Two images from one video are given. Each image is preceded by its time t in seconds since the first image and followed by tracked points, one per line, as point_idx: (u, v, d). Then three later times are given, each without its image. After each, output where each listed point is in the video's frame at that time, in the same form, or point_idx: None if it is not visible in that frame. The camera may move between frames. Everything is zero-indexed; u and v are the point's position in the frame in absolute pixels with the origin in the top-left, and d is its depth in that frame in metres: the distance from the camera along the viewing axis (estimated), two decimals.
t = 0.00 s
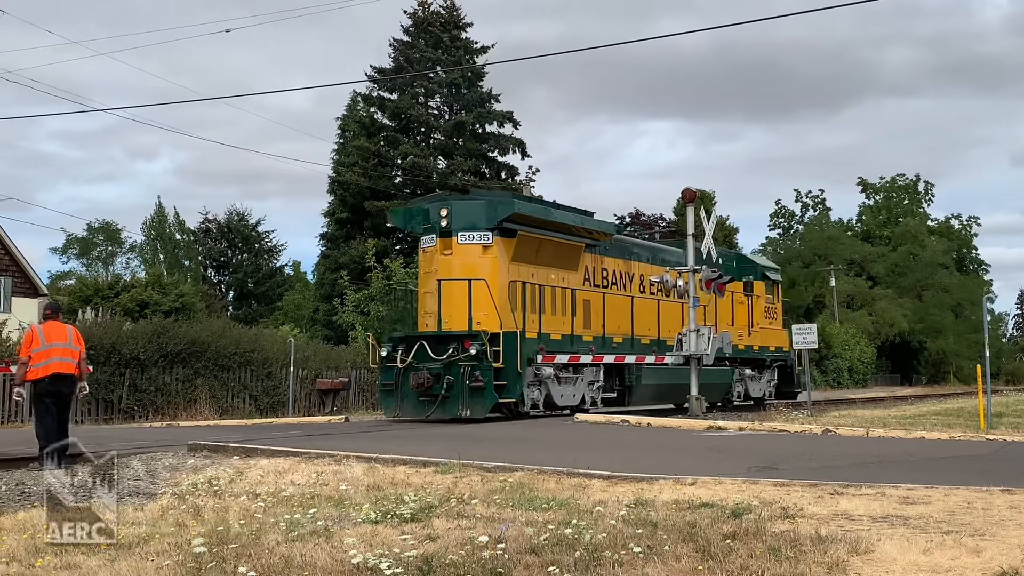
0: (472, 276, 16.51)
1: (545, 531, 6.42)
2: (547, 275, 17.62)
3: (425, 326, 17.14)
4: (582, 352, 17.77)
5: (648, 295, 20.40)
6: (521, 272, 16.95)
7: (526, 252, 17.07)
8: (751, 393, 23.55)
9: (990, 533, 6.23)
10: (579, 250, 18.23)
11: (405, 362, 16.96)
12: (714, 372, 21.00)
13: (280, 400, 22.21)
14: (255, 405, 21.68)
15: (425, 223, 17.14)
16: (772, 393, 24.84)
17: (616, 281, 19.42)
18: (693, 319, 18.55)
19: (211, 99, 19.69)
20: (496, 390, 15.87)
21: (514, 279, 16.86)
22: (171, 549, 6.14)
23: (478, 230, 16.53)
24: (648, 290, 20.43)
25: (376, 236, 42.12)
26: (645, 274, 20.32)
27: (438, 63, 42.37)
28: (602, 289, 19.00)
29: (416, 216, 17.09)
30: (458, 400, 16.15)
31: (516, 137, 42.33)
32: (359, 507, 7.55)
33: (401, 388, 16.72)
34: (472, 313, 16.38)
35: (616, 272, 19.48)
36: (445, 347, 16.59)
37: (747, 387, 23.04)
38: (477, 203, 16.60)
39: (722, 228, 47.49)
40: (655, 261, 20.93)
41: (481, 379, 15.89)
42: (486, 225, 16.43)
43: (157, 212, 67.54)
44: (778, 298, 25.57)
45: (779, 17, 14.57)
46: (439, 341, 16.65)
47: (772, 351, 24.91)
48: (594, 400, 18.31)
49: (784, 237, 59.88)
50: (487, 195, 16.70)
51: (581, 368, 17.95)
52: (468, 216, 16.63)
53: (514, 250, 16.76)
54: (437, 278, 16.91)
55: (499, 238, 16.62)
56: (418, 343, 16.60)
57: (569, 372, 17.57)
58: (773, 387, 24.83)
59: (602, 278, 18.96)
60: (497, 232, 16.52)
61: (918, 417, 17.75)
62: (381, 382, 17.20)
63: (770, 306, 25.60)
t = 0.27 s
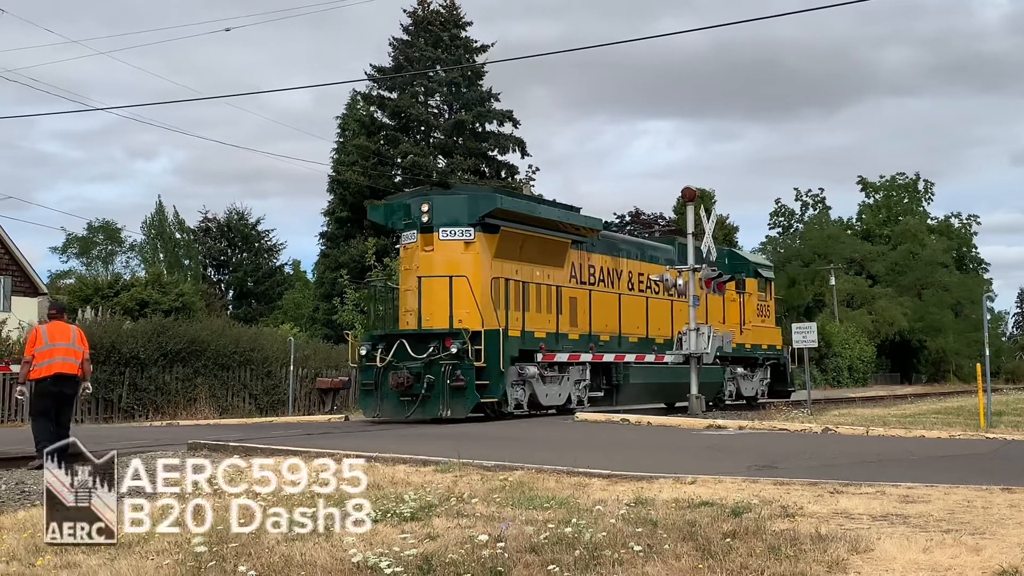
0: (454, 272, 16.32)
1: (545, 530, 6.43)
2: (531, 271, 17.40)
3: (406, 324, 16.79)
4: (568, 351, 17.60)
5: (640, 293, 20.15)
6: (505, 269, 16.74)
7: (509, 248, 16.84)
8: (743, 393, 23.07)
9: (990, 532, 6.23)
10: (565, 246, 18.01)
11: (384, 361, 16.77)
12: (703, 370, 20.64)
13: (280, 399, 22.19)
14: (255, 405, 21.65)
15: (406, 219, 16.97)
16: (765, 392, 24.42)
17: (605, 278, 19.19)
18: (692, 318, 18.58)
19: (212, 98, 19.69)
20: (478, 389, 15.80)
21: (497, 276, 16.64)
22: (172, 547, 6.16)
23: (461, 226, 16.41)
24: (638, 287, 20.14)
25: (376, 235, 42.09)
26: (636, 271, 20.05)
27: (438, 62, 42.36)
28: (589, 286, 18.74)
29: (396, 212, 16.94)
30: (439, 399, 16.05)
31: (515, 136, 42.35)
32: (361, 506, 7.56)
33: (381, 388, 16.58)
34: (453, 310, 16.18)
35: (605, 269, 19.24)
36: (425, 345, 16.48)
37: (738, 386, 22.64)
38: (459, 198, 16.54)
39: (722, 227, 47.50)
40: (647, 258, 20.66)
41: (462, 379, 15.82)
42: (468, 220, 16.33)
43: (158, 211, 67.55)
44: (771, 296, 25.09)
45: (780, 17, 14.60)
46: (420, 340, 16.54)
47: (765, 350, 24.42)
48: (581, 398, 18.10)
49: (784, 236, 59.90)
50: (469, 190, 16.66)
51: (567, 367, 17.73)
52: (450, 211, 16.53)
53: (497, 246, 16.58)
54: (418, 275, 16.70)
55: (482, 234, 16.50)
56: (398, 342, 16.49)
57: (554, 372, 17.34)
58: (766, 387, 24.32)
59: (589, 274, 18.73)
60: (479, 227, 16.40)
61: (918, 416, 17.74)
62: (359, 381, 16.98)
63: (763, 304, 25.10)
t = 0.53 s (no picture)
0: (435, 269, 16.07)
1: (545, 529, 6.42)
2: (515, 269, 17.12)
3: (387, 322, 16.63)
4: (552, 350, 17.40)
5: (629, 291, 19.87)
6: (487, 266, 16.46)
7: (492, 245, 16.58)
8: (735, 392, 22.86)
9: (991, 531, 6.23)
10: (551, 243, 17.73)
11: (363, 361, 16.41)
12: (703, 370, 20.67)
13: (280, 398, 22.19)
14: (255, 404, 21.64)
15: (387, 214, 16.72)
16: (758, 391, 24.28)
17: (594, 276, 18.91)
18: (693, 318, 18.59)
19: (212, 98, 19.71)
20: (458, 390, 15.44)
21: (479, 273, 16.39)
22: (172, 547, 6.16)
23: (442, 222, 16.17)
24: (627, 285, 19.84)
25: (376, 235, 42.06)
26: (626, 269, 19.76)
27: (437, 61, 42.37)
28: (575, 283, 18.47)
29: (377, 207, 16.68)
30: (418, 400, 15.66)
31: (515, 135, 42.35)
32: (361, 506, 7.55)
33: (360, 388, 16.19)
34: (434, 309, 15.95)
35: (593, 267, 18.96)
36: (404, 345, 16.11)
37: (730, 386, 22.47)
38: (440, 193, 16.28)
39: (723, 226, 47.47)
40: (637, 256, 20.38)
41: (443, 379, 15.47)
42: (449, 216, 16.07)
43: (158, 211, 67.51)
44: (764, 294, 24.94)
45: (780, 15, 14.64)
46: (399, 340, 16.19)
47: (757, 349, 24.19)
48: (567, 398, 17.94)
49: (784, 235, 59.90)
50: (451, 185, 16.38)
51: (552, 367, 17.61)
52: (431, 207, 16.28)
53: (479, 243, 16.31)
54: (399, 272, 16.46)
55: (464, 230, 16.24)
56: (377, 341, 16.08)
57: (539, 372, 17.20)
58: (758, 386, 24.10)
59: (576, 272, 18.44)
60: (461, 223, 16.14)
61: (918, 415, 17.71)
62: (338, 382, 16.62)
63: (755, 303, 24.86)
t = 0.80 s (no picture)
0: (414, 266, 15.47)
1: (546, 529, 6.42)
2: (500, 266, 16.61)
3: (365, 321, 15.96)
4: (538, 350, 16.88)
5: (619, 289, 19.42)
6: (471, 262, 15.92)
7: (475, 241, 16.07)
8: (728, 392, 22.52)
9: (992, 531, 6.23)
10: (537, 240, 17.20)
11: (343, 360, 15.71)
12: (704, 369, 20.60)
13: (281, 399, 22.20)
14: (256, 404, 21.65)
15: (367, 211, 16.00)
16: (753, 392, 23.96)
17: (583, 274, 18.46)
18: (693, 317, 18.55)
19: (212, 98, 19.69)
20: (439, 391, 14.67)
21: (462, 270, 15.83)
22: (173, 547, 6.16)
23: (424, 218, 15.54)
24: (617, 283, 19.37)
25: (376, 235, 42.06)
26: (615, 266, 19.33)
27: (438, 61, 42.36)
28: (563, 281, 17.98)
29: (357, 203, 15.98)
30: (399, 401, 14.95)
31: (516, 135, 42.35)
32: (362, 506, 7.55)
33: (338, 389, 15.43)
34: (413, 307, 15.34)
35: (582, 265, 18.51)
36: (385, 344, 15.41)
37: (724, 386, 22.09)
38: (422, 189, 15.61)
39: (724, 226, 47.45)
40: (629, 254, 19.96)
41: (423, 379, 14.70)
42: (432, 212, 15.43)
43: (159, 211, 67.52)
44: (759, 293, 24.51)
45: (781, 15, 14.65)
46: (380, 340, 15.52)
47: (750, 348, 23.86)
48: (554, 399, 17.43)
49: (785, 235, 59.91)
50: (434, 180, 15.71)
51: (538, 367, 17.11)
52: (413, 203, 15.63)
53: (463, 239, 15.75)
54: (379, 270, 15.83)
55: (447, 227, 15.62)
56: (356, 340, 15.40)
57: (525, 371, 16.72)
58: (751, 386, 23.77)
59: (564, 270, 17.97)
60: (444, 220, 15.53)
61: (919, 415, 17.68)
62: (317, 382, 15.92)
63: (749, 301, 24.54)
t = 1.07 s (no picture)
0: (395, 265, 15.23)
1: (549, 530, 6.42)
2: (484, 264, 16.37)
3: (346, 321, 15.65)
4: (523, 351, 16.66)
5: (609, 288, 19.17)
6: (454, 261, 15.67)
7: (459, 239, 15.81)
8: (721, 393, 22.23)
9: (995, 531, 6.22)
10: (523, 238, 16.95)
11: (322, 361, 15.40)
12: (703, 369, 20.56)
13: (284, 399, 22.24)
14: (259, 405, 21.69)
15: (348, 207, 15.71)
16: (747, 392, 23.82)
17: (571, 272, 18.22)
18: (695, 318, 18.58)
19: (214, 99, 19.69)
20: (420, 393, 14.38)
21: (445, 269, 15.59)
22: (175, 548, 6.17)
23: (406, 215, 15.26)
24: (607, 282, 19.13)
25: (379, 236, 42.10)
26: (605, 265, 19.08)
27: (441, 62, 42.38)
28: (551, 280, 17.76)
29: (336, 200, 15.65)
30: (379, 402, 14.66)
31: (518, 136, 42.37)
32: (365, 506, 7.56)
33: (318, 390, 15.11)
34: (394, 307, 15.11)
35: (570, 263, 18.27)
36: (365, 345, 15.11)
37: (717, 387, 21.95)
38: (404, 185, 15.32)
39: (726, 226, 47.42)
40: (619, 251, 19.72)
41: (405, 381, 14.42)
42: (414, 209, 15.16)
43: (162, 212, 67.56)
44: (753, 293, 24.24)
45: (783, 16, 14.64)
46: (360, 340, 15.22)
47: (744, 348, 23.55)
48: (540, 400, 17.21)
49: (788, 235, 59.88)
50: (416, 176, 15.40)
51: (524, 367, 16.91)
52: (394, 199, 15.33)
53: (445, 237, 15.49)
54: (359, 267, 15.54)
55: (429, 223, 15.36)
56: (335, 340, 15.09)
57: (510, 372, 16.51)
58: (745, 386, 23.46)
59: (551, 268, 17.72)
60: (426, 216, 15.27)
61: (922, 415, 17.66)
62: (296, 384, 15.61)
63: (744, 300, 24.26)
